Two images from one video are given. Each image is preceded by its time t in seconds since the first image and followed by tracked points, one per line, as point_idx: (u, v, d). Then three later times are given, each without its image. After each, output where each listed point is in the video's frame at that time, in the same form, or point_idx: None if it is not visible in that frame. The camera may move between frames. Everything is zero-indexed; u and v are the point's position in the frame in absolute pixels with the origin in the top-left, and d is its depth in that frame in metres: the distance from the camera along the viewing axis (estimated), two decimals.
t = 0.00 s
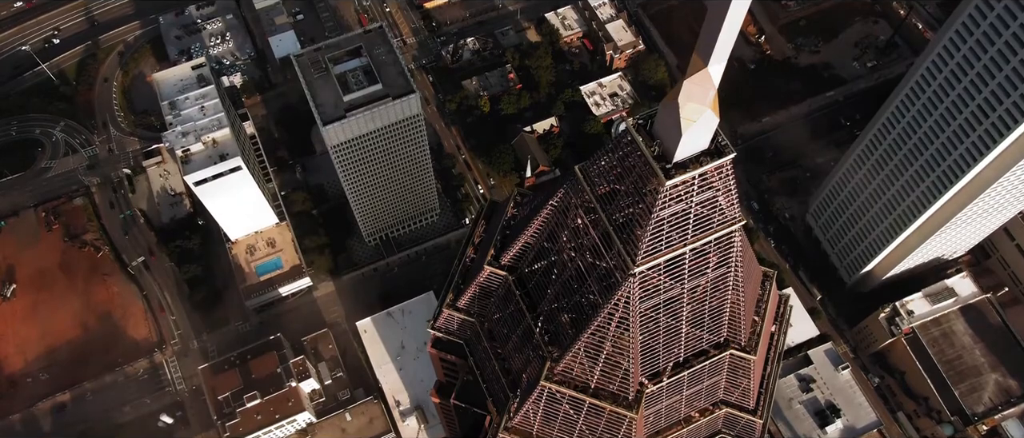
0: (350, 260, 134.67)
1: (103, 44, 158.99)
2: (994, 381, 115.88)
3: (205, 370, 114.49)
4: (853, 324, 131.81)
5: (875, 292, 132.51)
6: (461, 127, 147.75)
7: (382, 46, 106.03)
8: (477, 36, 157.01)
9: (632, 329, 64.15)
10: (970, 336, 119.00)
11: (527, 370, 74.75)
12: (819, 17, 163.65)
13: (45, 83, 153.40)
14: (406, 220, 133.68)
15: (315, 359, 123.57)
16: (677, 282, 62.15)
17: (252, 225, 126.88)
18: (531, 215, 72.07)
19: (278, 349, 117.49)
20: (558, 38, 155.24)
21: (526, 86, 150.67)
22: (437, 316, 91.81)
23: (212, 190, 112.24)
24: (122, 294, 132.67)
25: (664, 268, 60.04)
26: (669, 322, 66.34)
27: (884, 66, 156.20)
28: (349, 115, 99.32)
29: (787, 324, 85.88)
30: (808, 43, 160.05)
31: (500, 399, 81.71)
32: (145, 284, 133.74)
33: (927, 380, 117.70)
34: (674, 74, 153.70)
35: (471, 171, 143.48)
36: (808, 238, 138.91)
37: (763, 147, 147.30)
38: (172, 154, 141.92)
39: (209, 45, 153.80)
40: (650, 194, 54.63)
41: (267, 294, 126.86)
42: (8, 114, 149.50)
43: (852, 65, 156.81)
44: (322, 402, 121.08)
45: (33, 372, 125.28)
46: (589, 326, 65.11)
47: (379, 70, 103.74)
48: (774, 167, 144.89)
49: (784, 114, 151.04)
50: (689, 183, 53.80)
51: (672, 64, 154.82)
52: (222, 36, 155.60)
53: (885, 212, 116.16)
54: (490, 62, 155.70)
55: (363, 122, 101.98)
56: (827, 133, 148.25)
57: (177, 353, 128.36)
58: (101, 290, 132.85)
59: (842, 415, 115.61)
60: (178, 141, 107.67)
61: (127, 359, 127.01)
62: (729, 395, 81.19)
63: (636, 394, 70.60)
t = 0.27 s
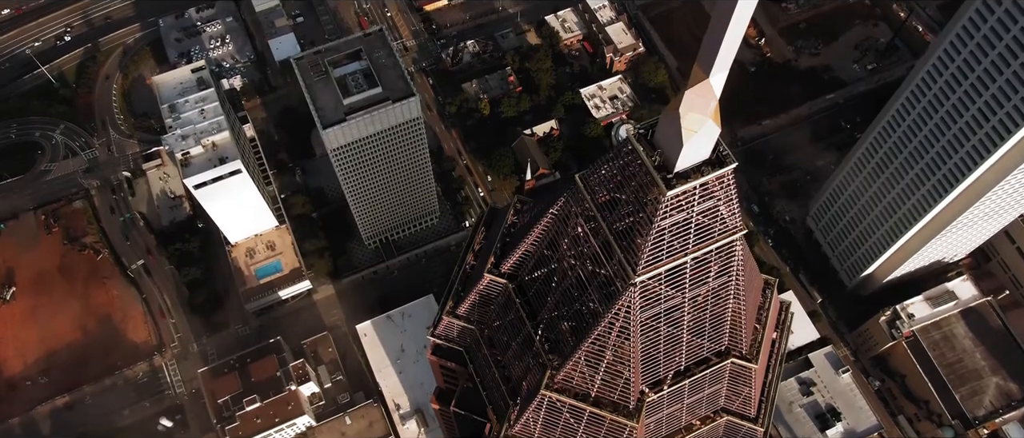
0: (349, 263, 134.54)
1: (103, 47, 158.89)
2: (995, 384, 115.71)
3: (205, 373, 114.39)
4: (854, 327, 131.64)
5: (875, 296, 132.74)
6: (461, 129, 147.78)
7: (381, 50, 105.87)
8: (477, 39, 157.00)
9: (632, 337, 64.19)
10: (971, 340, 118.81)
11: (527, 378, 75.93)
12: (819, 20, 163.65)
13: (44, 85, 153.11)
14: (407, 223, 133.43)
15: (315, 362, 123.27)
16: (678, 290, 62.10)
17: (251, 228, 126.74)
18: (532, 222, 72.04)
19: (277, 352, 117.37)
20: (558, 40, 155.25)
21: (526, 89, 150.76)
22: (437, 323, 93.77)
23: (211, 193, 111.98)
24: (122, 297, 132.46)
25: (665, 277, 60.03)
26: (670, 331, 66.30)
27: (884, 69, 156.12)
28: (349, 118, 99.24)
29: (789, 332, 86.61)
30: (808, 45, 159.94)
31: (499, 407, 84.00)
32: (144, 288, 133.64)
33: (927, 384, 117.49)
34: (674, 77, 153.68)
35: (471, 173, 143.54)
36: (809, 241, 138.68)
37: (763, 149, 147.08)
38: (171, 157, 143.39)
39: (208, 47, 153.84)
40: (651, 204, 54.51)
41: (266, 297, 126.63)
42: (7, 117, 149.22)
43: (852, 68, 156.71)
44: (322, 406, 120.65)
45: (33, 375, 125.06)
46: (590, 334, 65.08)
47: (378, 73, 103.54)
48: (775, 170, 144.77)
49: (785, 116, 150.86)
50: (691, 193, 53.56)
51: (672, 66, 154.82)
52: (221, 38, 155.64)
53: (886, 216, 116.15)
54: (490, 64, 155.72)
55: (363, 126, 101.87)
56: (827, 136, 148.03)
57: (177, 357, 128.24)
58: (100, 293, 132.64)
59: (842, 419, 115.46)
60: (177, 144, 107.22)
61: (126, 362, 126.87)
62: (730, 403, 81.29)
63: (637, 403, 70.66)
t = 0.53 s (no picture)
0: (349, 266, 134.69)
1: (103, 49, 158.72)
2: (996, 388, 115.54)
3: (205, 377, 114.19)
4: (854, 330, 131.40)
5: (876, 299, 132.31)
6: (461, 132, 147.65)
7: (381, 53, 105.75)
8: (477, 42, 156.96)
9: (633, 346, 64.60)
10: (972, 343, 118.64)
11: (527, 388, 76.58)
12: (819, 22, 163.55)
13: (44, 88, 152.94)
14: (407, 226, 133.35)
15: (315, 366, 123.71)
16: (679, 301, 62.38)
17: (251, 231, 126.48)
18: (533, 231, 72.30)
19: (277, 356, 117.13)
20: (558, 43, 155.26)
21: (526, 92, 150.69)
22: (436, 332, 93.36)
23: (211, 197, 111.75)
24: (121, 301, 132.27)
25: (666, 288, 60.32)
26: (671, 341, 66.66)
27: (885, 72, 156.02)
28: (349, 122, 99.15)
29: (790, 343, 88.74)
30: (808, 48, 159.84)
31: (499, 416, 85.23)
32: (144, 291, 133.43)
33: (928, 387, 117.17)
34: (674, 80, 153.61)
35: (471, 176, 143.51)
36: (809, 245, 138.50)
37: (763, 153, 147.02)
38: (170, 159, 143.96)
39: (208, 50, 153.78)
40: (652, 216, 54.55)
41: (266, 301, 126.41)
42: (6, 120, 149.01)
43: (853, 71, 156.58)
44: (322, 410, 120.05)
45: (32, 379, 124.88)
46: (591, 343, 65.59)
47: (378, 76, 103.38)
48: (775, 173, 144.64)
49: (785, 119, 150.70)
50: (693, 204, 53.68)
51: (672, 69, 154.73)
52: (221, 41, 155.58)
53: (886, 221, 116.26)
54: (490, 67, 155.67)
55: (363, 129, 101.76)
56: (827, 139, 147.92)
57: (177, 360, 128.08)
58: (100, 296, 132.43)
59: (843, 423, 115.25)
60: (176, 148, 107.01)
61: (126, 366, 126.69)
62: (731, 413, 81.55)
63: (637, 413, 71.38)
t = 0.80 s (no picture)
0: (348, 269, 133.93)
1: (103, 52, 158.54)
2: (997, 392, 115.29)
3: (204, 380, 114.06)
4: (855, 333, 131.12)
5: (877, 302, 132.19)
6: (461, 135, 147.50)
7: (381, 56, 105.74)
8: (477, 44, 156.93)
9: (634, 355, 64.62)
10: (973, 347, 118.44)
11: (527, 396, 77.20)
12: (819, 25, 163.48)
13: (43, 91, 152.87)
14: (407, 228, 133.19)
15: (315, 370, 124.11)
16: (680, 310, 62.53)
17: (251, 234, 126.30)
18: (534, 238, 72.42)
19: (276, 359, 116.94)
20: (558, 46, 155.31)
21: (527, 94, 150.62)
22: (436, 339, 95.14)
23: (210, 200, 111.66)
24: (121, 304, 132.14)
25: (667, 298, 60.42)
26: (672, 350, 66.75)
27: (885, 74, 155.94)
28: (349, 125, 99.01)
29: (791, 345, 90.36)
30: (809, 50, 159.76)
31: (498, 423, 86.26)
32: (143, 294, 133.25)
33: (929, 391, 116.96)
34: (674, 83, 153.50)
35: (471, 179, 143.39)
36: (810, 247, 138.32)
37: (763, 155, 146.91)
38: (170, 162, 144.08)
39: (208, 53, 153.79)
40: (653, 226, 54.66)
41: (265, 304, 126.25)
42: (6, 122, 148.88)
43: (853, 73, 156.49)
44: (322, 413, 121.45)
45: (32, 382, 124.75)
46: (592, 352, 65.82)
47: (379, 80, 103.35)
48: (776, 175, 144.56)
49: (785, 122, 150.60)
50: (694, 214, 53.87)
51: (672, 72, 154.59)
52: (222, 43, 155.60)
53: (886, 225, 116.26)
54: (490, 70, 155.60)
55: (363, 133, 101.63)
56: (828, 142, 147.85)
57: (176, 363, 127.89)
58: (100, 299, 132.29)
59: (844, 426, 115.14)
60: (176, 151, 106.81)
61: (125, 369, 126.53)
62: (732, 421, 81.88)
63: (638, 421, 71.70)
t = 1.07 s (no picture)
0: (348, 272, 134.74)
1: (102, 54, 158.48)
2: (998, 395, 114.99)
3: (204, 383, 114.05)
4: (855, 336, 131.07)
5: (878, 305, 132.08)
6: (461, 138, 147.37)
7: (381, 59, 105.57)
8: (477, 47, 156.82)
9: (635, 363, 65.34)
10: (973, 350, 118.21)
11: (527, 405, 77.40)
12: (819, 27, 163.40)
13: (43, 93, 152.76)
14: (407, 231, 133.16)
15: (314, 373, 124.89)
16: (682, 319, 63.40)
17: (250, 237, 126.06)
18: (534, 246, 73.08)
19: (275, 362, 116.73)
20: (558, 48, 155.30)
21: (527, 97, 150.44)
22: (435, 346, 96.03)
23: (210, 203, 111.60)
24: (120, 307, 131.96)
25: (668, 308, 61.19)
26: (674, 358, 67.69)
27: (885, 77, 155.84)
28: (349, 128, 98.83)
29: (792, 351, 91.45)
30: (809, 53, 159.63)
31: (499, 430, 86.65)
32: (143, 297, 133.09)
33: (930, 394, 116.72)
34: (674, 85, 153.35)
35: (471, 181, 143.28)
36: (811, 251, 138.13)
37: (763, 158, 146.80)
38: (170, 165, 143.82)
39: (208, 56, 153.71)
40: (654, 236, 55.28)
41: (265, 307, 126.04)
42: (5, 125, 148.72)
43: (853, 76, 156.35)
44: (322, 417, 121.17)
45: (31, 385, 124.52)
46: (593, 361, 66.61)
47: (378, 83, 103.18)
48: (776, 178, 144.39)
49: (785, 125, 150.44)
50: (696, 225, 54.57)
51: (672, 74, 154.35)
52: (221, 46, 155.55)
53: (885, 229, 116.33)
54: (490, 72, 155.45)
55: (363, 136, 101.44)
56: (828, 144, 147.73)
57: (176, 366, 127.66)
58: (99, 302, 132.10)
59: (845, 429, 114.91)
60: (176, 155, 107.17)
61: (125, 372, 126.32)
62: (732, 428, 83.41)
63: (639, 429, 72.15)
